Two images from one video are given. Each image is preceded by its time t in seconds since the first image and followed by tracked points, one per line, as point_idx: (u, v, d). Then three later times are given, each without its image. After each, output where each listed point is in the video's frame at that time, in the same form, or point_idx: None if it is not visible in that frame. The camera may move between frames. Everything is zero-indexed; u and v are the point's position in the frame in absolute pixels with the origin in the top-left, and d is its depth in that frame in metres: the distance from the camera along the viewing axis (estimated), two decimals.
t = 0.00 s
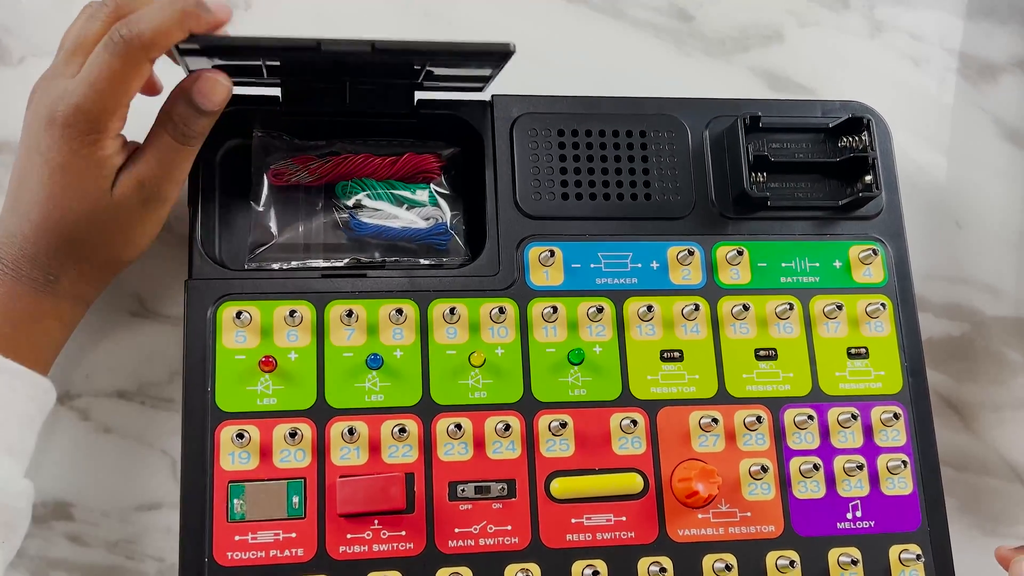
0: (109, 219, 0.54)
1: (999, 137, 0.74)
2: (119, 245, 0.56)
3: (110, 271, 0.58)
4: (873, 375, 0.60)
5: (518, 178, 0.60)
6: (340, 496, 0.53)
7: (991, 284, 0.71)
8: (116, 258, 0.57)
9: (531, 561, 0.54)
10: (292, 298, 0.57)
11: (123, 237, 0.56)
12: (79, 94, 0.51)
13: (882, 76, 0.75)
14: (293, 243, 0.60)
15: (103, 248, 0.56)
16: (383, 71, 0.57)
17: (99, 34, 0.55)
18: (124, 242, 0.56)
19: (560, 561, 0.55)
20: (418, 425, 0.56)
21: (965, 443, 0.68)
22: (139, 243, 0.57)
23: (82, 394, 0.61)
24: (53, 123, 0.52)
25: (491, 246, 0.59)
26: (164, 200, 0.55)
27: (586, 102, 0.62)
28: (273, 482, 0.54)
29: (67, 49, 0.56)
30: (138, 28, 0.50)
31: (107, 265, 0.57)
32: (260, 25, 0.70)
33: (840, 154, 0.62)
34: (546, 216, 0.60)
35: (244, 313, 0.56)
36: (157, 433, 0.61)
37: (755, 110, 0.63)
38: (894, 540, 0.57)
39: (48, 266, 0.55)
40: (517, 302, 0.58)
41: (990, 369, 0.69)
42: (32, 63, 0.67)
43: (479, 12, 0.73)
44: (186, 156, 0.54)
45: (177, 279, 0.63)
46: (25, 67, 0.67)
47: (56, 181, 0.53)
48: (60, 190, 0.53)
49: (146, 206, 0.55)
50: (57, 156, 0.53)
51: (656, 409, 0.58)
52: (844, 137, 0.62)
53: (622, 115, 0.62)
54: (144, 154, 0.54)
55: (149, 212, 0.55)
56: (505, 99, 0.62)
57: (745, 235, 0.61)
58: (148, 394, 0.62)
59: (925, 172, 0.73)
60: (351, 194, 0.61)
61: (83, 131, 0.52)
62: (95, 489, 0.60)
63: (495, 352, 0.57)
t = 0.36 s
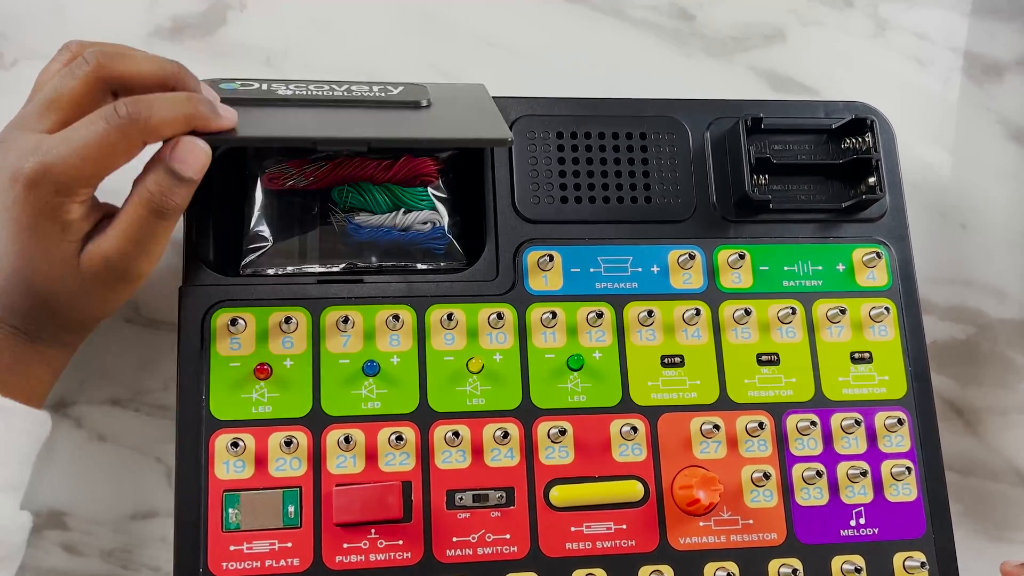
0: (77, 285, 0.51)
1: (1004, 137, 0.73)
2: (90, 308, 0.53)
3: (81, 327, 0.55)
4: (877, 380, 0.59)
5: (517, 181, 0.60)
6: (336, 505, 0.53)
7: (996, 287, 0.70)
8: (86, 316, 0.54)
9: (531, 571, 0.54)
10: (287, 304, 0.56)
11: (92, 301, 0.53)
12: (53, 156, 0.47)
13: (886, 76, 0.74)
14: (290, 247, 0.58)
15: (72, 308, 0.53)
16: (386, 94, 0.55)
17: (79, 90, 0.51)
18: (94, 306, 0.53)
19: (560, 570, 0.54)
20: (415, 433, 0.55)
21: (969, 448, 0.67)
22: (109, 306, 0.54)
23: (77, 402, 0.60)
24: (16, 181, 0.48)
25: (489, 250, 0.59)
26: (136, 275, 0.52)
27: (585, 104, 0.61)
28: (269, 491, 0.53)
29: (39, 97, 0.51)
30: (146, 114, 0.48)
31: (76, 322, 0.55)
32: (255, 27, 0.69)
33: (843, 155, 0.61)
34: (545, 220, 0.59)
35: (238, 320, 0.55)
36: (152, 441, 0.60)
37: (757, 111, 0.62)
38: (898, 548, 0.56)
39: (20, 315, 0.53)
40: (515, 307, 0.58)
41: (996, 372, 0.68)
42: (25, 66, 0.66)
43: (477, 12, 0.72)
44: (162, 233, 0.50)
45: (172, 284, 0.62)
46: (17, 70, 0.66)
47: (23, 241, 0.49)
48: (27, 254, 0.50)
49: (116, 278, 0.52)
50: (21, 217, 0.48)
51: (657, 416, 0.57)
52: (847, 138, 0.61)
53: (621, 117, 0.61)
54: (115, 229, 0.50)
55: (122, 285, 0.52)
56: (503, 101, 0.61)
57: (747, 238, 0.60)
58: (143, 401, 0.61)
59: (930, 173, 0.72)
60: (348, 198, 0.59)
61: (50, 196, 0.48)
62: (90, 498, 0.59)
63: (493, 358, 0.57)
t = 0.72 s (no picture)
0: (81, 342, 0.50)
1: (1008, 128, 0.73)
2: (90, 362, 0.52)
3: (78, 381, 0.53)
4: (881, 370, 0.59)
5: (520, 173, 0.60)
6: (341, 495, 0.53)
7: (1000, 277, 0.70)
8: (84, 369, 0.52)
9: (535, 560, 0.54)
10: (291, 295, 0.56)
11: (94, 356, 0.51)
12: (73, 209, 0.47)
13: (890, 66, 0.74)
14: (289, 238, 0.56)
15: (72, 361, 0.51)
16: (391, 112, 0.55)
17: (99, 143, 0.49)
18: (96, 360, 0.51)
19: (564, 559, 0.54)
20: (419, 423, 0.55)
21: (973, 438, 0.67)
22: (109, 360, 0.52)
23: (82, 394, 0.60)
24: (32, 230, 0.47)
25: (493, 241, 0.59)
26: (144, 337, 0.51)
27: (588, 94, 0.61)
28: (274, 481, 0.53)
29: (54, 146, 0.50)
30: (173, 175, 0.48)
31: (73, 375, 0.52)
32: (258, 19, 0.69)
33: (848, 146, 0.61)
34: (548, 211, 0.59)
35: (243, 311, 0.55)
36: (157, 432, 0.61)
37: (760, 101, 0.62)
38: (902, 537, 0.56)
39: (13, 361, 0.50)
40: (519, 298, 0.58)
41: (1001, 363, 0.68)
42: (29, 58, 0.66)
43: (481, 4, 0.72)
44: (179, 299, 0.50)
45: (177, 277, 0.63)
46: (21, 63, 0.66)
47: (32, 291, 0.48)
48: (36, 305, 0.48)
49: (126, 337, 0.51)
50: (32, 267, 0.48)
51: (661, 406, 0.57)
52: (852, 128, 0.61)
53: (625, 109, 0.61)
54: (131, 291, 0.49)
55: (129, 345, 0.51)
56: (507, 92, 0.61)
57: (751, 228, 0.60)
58: (148, 392, 0.61)
59: (934, 164, 0.72)
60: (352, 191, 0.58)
61: (67, 248, 0.47)
62: (95, 488, 0.59)
63: (497, 348, 0.57)
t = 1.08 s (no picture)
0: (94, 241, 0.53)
1: (1016, 116, 0.73)
2: (106, 259, 0.54)
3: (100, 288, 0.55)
4: (888, 359, 0.58)
5: (526, 161, 0.59)
6: (347, 483, 0.53)
7: (1009, 266, 0.70)
8: (102, 274, 0.55)
9: (542, 548, 0.54)
10: (298, 283, 0.56)
11: (108, 246, 0.54)
12: (39, 103, 0.51)
13: (899, 55, 0.73)
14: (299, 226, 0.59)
15: (87, 263, 0.54)
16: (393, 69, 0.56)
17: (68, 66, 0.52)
18: (109, 256, 0.54)
19: (570, 547, 0.54)
20: (425, 411, 0.55)
21: (981, 428, 0.67)
22: (125, 250, 0.55)
23: (89, 382, 0.61)
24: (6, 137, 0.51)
25: (499, 229, 0.59)
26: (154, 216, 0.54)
27: (595, 82, 0.61)
28: (280, 469, 0.53)
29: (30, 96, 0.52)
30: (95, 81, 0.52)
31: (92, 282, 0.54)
32: (263, 7, 0.69)
33: (855, 134, 0.60)
34: (554, 199, 0.59)
35: (249, 299, 0.55)
36: (164, 420, 0.61)
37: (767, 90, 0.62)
38: (909, 527, 0.56)
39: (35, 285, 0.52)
40: (525, 286, 0.58)
41: (1010, 353, 0.68)
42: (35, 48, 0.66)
43: None
44: (173, 159, 0.53)
45: (183, 265, 0.63)
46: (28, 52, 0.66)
47: (27, 196, 0.51)
48: (38, 207, 0.51)
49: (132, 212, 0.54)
50: (21, 172, 0.51)
51: (667, 394, 0.57)
52: (859, 116, 0.60)
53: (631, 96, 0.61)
54: (128, 160, 0.52)
55: (137, 219, 0.54)
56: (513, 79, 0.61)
57: (758, 217, 0.60)
58: (154, 381, 0.61)
59: (942, 153, 0.71)
60: (357, 178, 0.60)
61: (41, 142, 0.51)
62: (102, 476, 0.59)
63: (504, 336, 0.57)
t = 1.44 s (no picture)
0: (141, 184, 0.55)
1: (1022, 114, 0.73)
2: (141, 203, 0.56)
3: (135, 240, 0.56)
4: (894, 358, 0.58)
5: (531, 159, 0.59)
6: (352, 482, 0.53)
7: (1014, 265, 0.70)
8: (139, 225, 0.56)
9: (547, 547, 0.54)
10: (302, 281, 0.56)
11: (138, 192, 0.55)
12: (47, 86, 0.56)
13: (905, 53, 0.73)
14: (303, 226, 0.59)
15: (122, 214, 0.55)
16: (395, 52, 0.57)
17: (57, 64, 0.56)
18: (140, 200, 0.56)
19: (575, 546, 0.54)
20: (430, 410, 0.55)
21: (986, 427, 0.67)
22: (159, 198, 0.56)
23: (94, 379, 0.61)
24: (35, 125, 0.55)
25: (504, 227, 0.59)
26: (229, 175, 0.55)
27: (599, 81, 0.61)
28: (285, 467, 0.53)
29: (31, 118, 0.56)
30: (114, 87, 0.55)
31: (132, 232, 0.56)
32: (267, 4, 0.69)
33: (861, 132, 0.60)
34: (559, 197, 0.59)
35: (254, 297, 0.55)
36: (169, 418, 0.61)
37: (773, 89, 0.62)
38: (915, 526, 0.56)
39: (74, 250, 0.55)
40: (530, 285, 0.57)
41: (1016, 352, 0.68)
42: (40, 45, 0.67)
43: None
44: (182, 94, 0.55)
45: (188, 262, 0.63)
46: (33, 50, 0.66)
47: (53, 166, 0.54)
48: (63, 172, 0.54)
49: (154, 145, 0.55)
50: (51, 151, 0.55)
51: (672, 393, 0.57)
52: (865, 115, 0.60)
53: (636, 95, 0.61)
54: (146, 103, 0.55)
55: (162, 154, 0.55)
56: (518, 77, 0.61)
57: (763, 215, 0.60)
58: (159, 378, 0.61)
59: (948, 151, 0.71)
60: (362, 176, 0.60)
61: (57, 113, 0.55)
62: (108, 474, 0.59)
63: (509, 335, 0.57)
